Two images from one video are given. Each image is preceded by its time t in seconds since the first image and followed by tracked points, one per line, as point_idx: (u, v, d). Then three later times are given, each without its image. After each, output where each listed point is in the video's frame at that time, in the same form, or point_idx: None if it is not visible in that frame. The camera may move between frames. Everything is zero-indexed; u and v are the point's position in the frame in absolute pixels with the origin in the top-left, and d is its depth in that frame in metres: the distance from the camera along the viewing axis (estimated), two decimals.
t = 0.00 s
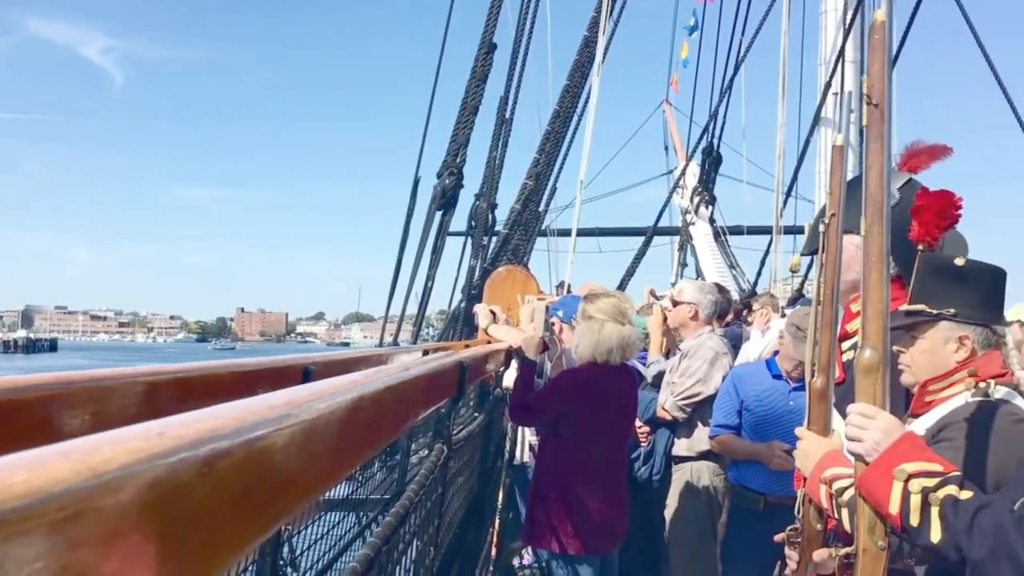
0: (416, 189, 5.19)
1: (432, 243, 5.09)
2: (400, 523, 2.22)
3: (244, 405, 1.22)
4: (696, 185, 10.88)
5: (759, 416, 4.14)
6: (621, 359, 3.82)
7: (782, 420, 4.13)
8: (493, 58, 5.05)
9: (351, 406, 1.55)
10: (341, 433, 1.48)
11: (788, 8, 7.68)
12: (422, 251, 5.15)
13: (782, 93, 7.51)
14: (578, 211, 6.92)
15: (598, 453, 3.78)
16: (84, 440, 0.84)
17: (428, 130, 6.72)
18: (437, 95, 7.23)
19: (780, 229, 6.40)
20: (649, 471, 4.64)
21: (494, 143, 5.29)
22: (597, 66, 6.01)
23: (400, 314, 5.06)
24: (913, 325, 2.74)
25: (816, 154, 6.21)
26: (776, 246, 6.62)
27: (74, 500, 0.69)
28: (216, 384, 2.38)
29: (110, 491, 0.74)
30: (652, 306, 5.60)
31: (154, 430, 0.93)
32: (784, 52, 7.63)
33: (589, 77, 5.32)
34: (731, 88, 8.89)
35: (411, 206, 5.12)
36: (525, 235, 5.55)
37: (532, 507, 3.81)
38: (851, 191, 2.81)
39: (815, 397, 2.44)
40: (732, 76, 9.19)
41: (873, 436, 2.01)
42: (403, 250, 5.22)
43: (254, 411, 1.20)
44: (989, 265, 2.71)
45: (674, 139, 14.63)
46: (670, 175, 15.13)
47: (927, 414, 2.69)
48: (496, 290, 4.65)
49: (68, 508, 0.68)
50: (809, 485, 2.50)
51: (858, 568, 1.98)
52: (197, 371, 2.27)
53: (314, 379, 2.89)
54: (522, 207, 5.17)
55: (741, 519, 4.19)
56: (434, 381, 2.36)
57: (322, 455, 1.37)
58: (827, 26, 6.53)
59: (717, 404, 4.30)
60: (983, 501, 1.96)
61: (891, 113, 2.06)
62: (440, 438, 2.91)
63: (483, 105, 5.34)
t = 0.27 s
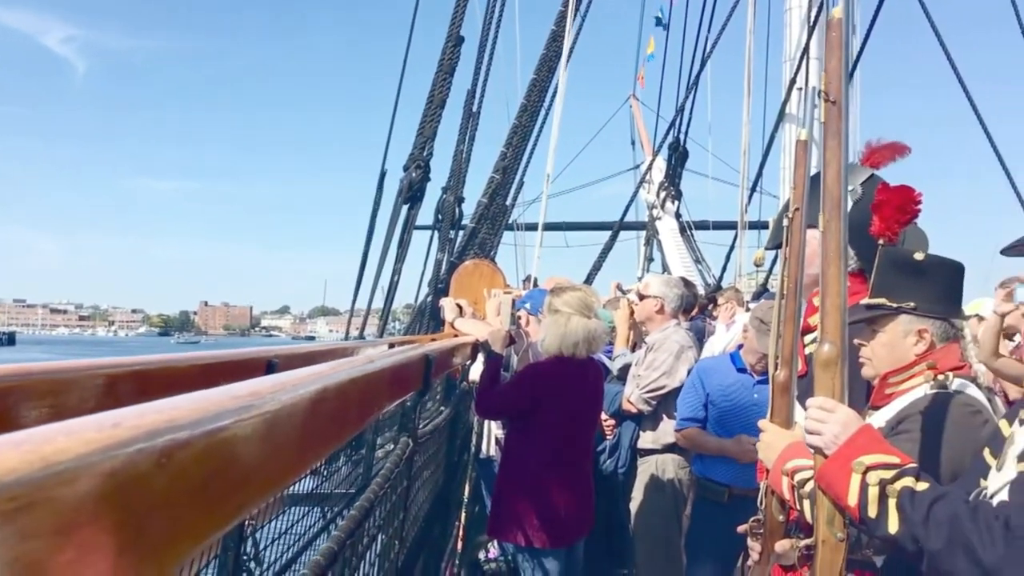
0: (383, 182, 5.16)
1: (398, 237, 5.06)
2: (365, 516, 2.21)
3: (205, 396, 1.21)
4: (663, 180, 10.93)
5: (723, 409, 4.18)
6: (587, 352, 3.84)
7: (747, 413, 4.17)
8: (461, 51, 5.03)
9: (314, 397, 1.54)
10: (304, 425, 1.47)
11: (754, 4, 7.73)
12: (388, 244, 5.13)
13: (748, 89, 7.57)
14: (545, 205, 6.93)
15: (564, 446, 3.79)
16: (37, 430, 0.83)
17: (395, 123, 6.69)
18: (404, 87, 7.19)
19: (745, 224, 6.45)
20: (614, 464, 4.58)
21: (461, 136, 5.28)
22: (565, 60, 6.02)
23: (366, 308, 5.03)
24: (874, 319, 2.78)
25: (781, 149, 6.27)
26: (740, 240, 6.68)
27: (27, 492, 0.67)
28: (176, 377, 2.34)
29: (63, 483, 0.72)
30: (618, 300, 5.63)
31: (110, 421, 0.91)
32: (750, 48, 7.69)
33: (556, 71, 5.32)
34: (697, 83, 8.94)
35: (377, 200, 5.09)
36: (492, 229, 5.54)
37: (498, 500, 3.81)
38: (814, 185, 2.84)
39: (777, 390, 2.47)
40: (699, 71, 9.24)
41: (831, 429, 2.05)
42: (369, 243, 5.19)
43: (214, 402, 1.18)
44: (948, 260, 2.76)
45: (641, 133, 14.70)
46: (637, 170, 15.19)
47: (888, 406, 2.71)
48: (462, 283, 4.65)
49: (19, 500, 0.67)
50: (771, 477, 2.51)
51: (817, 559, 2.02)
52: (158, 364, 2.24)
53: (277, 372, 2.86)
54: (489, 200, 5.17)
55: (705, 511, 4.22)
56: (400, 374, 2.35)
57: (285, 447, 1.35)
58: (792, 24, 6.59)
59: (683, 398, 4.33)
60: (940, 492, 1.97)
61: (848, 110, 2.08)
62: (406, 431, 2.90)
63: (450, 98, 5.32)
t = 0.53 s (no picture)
0: (349, 176, 5.13)
1: (364, 231, 5.03)
2: (330, 510, 2.19)
3: (167, 388, 1.18)
4: (629, 176, 10.98)
5: (689, 404, 4.21)
6: (554, 346, 3.84)
7: (713, 408, 4.20)
8: (427, 45, 5.00)
9: (279, 390, 1.52)
10: (268, 418, 1.45)
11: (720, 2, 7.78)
12: (354, 239, 5.09)
13: (713, 86, 7.61)
14: (512, 200, 6.93)
15: (529, 440, 3.79)
16: None
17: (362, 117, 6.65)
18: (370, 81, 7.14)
19: (711, 219, 6.49)
20: (581, 458, 4.55)
21: (428, 131, 5.26)
22: (532, 56, 6.02)
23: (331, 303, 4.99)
24: (837, 313, 2.80)
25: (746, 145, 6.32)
26: (706, 236, 6.73)
27: None
28: (137, 371, 2.31)
29: (18, 475, 0.70)
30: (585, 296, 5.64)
31: (67, 412, 0.89)
32: (716, 46, 7.74)
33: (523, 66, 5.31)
34: (664, 80, 8.98)
35: (342, 194, 5.05)
36: (459, 224, 5.53)
37: (465, 495, 3.80)
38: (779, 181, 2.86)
39: (742, 384, 2.49)
40: (665, 68, 9.28)
41: (795, 422, 2.08)
42: (335, 238, 5.15)
43: (176, 395, 1.16)
44: (910, 255, 2.82)
45: (607, 129, 14.75)
46: (604, 166, 15.24)
47: (851, 399, 2.72)
48: (429, 278, 4.63)
49: None
50: (736, 470, 2.53)
51: (781, 551, 2.03)
52: (118, 358, 2.20)
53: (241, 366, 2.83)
54: (456, 195, 5.15)
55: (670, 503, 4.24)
56: (366, 368, 2.33)
57: (249, 440, 1.33)
58: (757, 21, 6.64)
59: (649, 393, 4.34)
60: (900, 484, 2.00)
61: (811, 107, 2.11)
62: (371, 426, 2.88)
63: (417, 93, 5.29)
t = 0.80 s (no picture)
0: (314, 172, 5.09)
1: (330, 228, 5.00)
2: (294, 508, 2.17)
3: (125, 385, 1.17)
4: (596, 173, 11.01)
5: (655, 400, 4.23)
6: (521, 343, 3.84)
7: (678, 404, 4.23)
8: (394, 41, 4.98)
9: (240, 387, 1.51)
10: (229, 415, 1.43)
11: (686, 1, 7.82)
12: (320, 236, 5.06)
13: (679, 84, 7.66)
14: (479, 197, 6.92)
15: (496, 437, 3.79)
16: None
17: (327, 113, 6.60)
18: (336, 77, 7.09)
19: (677, 217, 6.53)
20: (547, 455, 4.57)
21: (394, 127, 5.23)
22: (499, 53, 6.01)
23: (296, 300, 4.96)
24: (799, 310, 2.83)
25: (712, 144, 6.36)
26: (672, 234, 6.77)
27: None
28: (96, 369, 2.27)
29: None
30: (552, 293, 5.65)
31: (20, 409, 0.87)
32: (682, 44, 7.78)
33: (491, 63, 5.30)
34: (631, 77, 9.00)
35: (308, 190, 5.01)
36: (425, 221, 5.51)
37: (430, 493, 3.79)
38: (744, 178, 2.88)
39: (707, 379, 2.51)
40: (631, 66, 9.32)
41: (759, 416, 2.09)
42: (300, 234, 5.11)
43: (135, 392, 1.14)
44: (869, 252, 2.85)
45: (574, 126, 14.78)
46: (571, 163, 15.27)
47: (814, 395, 2.75)
48: (395, 275, 4.61)
49: None
50: (700, 465, 2.56)
51: (744, 545, 2.06)
52: (76, 356, 2.17)
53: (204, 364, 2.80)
54: (423, 192, 5.13)
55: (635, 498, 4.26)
56: (331, 365, 2.32)
57: (209, 437, 1.32)
58: (723, 21, 6.69)
59: (615, 390, 4.36)
60: (860, 477, 2.02)
61: (776, 105, 2.12)
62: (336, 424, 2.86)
63: (383, 89, 5.26)
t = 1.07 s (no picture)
0: (282, 170, 5.04)
1: (298, 226, 4.95)
2: (259, 509, 2.15)
3: (84, 386, 1.15)
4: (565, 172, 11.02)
5: (623, 398, 4.24)
6: (489, 342, 3.83)
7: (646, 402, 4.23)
8: (362, 38, 4.95)
9: (204, 387, 1.49)
10: (192, 416, 1.41)
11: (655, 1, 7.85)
12: (287, 234, 5.01)
13: (648, 84, 7.69)
14: (448, 196, 6.90)
15: (465, 436, 3.79)
16: None
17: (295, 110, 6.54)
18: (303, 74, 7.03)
19: (645, 216, 6.56)
20: (515, 454, 4.69)
21: (363, 125, 5.20)
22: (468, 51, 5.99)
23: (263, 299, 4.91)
24: (765, 309, 2.85)
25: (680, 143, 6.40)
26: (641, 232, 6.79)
27: None
28: (56, 370, 2.23)
29: None
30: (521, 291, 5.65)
31: None
32: (651, 44, 7.81)
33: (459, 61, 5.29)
34: (600, 76, 9.02)
35: (275, 189, 4.97)
36: (394, 219, 5.48)
37: (399, 492, 3.78)
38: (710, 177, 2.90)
39: (674, 377, 2.52)
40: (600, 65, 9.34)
41: (725, 413, 2.11)
42: (267, 233, 5.06)
43: (94, 392, 1.12)
44: (832, 251, 2.87)
45: (543, 125, 14.78)
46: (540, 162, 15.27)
47: (778, 392, 2.77)
48: (364, 274, 4.59)
49: None
50: (668, 462, 2.54)
51: (709, 540, 2.07)
52: (36, 356, 2.13)
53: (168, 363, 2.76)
54: (392, 190, 5.10)
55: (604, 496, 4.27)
56: (297, 364, 2.30)
57: (172, 438, 1.30)
58: (691, 20, 6.72)
59: (583, 389, 4.37)
60: (824, 473, 2.04)
61: (743, 104, 2.13)
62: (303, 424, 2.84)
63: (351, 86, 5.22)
